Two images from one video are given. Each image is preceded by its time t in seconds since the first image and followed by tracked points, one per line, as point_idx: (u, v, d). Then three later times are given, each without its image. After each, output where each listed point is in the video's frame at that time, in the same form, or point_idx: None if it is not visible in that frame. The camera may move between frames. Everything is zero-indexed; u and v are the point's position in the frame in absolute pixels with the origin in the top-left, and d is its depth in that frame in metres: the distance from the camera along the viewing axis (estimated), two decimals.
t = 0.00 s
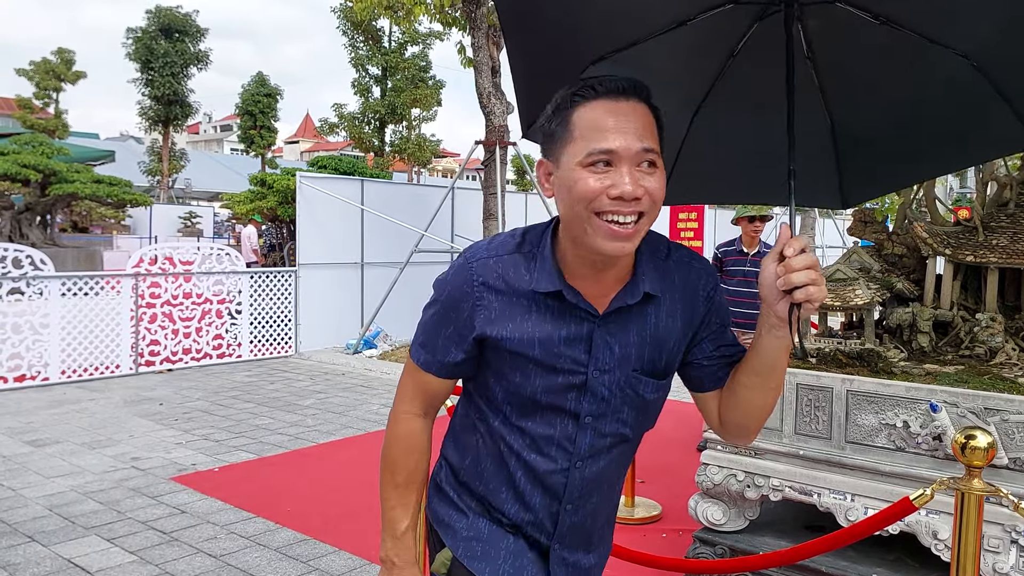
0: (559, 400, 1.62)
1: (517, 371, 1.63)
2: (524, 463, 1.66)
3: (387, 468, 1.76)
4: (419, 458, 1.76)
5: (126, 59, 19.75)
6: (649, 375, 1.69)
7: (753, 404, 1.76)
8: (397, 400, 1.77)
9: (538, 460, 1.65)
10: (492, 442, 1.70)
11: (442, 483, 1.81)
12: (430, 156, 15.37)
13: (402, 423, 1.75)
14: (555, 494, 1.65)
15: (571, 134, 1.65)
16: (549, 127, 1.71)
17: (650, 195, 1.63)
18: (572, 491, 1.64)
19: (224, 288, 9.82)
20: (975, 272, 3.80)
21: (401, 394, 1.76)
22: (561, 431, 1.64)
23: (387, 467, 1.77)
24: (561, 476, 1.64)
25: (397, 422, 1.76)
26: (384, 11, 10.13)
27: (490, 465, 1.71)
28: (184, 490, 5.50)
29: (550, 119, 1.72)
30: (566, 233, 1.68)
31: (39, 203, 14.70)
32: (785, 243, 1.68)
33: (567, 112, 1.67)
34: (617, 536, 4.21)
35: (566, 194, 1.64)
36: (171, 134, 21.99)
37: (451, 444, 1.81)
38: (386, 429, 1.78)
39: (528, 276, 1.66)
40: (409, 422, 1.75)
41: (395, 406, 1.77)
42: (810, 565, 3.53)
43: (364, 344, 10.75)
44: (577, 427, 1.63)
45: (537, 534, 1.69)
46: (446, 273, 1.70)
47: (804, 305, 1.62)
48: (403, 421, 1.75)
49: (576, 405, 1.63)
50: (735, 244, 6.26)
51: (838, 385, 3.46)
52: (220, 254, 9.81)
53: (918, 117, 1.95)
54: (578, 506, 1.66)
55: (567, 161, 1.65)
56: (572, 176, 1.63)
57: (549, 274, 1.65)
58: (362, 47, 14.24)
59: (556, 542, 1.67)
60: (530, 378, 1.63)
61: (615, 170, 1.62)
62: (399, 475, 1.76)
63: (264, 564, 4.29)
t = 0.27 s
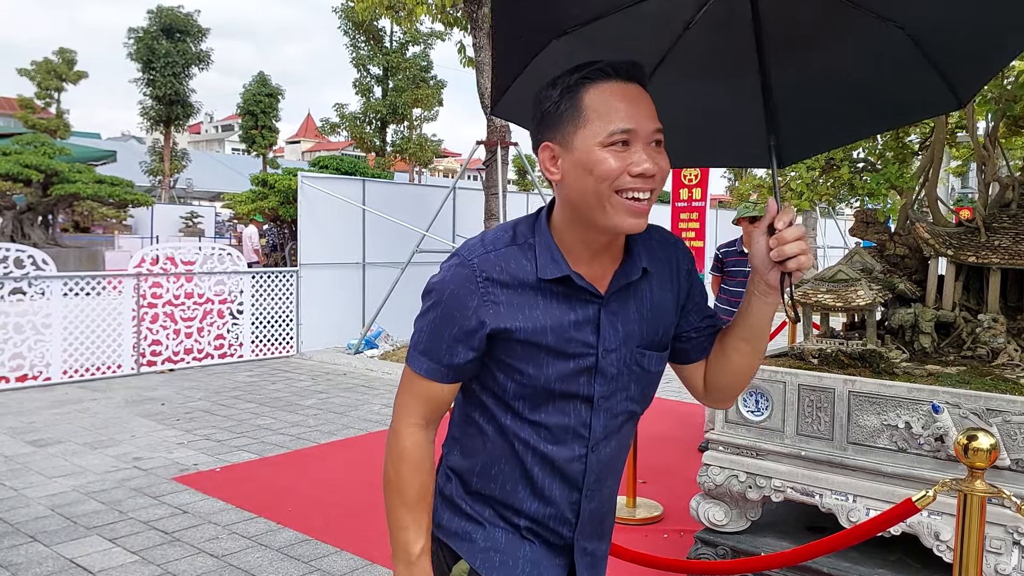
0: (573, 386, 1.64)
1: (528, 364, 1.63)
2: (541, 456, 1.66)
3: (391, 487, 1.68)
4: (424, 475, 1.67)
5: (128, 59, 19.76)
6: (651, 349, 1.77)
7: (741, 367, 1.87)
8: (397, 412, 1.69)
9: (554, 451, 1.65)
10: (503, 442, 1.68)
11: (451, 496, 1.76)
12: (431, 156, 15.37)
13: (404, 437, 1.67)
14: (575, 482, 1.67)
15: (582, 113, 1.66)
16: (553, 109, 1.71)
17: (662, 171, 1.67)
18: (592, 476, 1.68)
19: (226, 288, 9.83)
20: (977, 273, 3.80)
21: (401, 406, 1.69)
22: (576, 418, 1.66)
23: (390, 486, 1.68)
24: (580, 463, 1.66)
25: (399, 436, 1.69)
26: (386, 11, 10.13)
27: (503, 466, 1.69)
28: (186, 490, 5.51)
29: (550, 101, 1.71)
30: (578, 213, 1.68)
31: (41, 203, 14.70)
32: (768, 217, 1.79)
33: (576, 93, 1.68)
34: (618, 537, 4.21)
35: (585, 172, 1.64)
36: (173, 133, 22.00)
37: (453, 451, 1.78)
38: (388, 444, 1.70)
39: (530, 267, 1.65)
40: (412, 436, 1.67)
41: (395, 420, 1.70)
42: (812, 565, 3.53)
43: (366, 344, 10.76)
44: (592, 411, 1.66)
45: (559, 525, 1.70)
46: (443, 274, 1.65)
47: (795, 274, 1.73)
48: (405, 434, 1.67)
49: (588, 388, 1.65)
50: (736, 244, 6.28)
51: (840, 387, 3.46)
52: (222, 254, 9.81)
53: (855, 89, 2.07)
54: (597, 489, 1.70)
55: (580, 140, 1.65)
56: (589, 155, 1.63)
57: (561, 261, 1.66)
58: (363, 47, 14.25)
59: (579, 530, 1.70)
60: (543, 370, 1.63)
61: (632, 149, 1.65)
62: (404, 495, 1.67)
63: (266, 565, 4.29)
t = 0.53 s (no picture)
0: (591, 369, 1.68)
1: (551, 351, 1.63)
2: (566, 445, 1.68)
3: (427, 501, 1.58)
4: (460, 484, 1.58)
5: (129, 59, 19.77)
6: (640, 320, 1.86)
7: (704, 334, 2.00)
8: (423, 421, 1.60)
9: (579, 436, 1.68)
10: (527, 439, 1.68)
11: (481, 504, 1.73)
12: (433, 156, 15.36)
13: (434, 446, 1.58)
14: (597, 462, 1.72)
15: (590, 95, 1.69)
16: (558, 93, 1.73)
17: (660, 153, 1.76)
18: (610, 453, 1.74)
19: (227, 288, 9.82)
20: (980, 273, 3.79)
21: (427, 415, 1.60)
22: (594, 398, 1.70)
23: (427, 500, 1.59)
24: (600, 442, 1.72)
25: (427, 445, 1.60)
26: (387, 11, 10.12)
27: (529, 464, 1.69)
28: (188, 490, 5.51)
29: (554, 84, 1.74)
30: (586, 193, 1.72)
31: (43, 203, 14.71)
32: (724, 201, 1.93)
33: (582, 77, 1.71)
34: (620, 538, 4.21)
35: (595, 153, 1.68)
36: (174, 134, 22.01)
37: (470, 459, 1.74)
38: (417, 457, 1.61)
39: (542, 256, 1.66)
40: (442, 445, 1.59)
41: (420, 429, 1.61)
42: (815, 566, 3.53)
43: (368, 344, 10.77)
44: (607, 389, 1.71)
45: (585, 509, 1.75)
46: (460, 271, 1.60)
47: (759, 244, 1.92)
48: (435, 443, 1.58)
49: (602, 366, 1.70)
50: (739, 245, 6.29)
51: (843, 387, 3.45)
52: (224, 254, 9.86)
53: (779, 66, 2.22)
54: (613, 465, 1.77)
55: (588, 122, 1.69)
56: (599, 136, 1.68)
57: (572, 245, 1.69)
58: (365, 46, 14.24)
59: (603, 508, 1.76)
60: (564, 356, 1.64)
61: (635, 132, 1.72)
62: (443, 507, 1.58)
63: (267, 565, 4.29)
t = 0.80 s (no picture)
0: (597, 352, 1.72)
1: (567, 337, 1.65)
2: (581, 429, 1.71)
3: (471, 498, 1.52)
4: (504, 479, 1.54)
5: (127, 57, 19.66)
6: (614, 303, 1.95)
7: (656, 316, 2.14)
8: (460, 417, 1.55)
9: (591, 418, 1.72)
10: (547, 427, 1.68)
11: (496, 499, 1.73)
12: (432, 155, 15.28)
13: (476, 441, 1.53)
14: (603, 442, 1.77)
15: (588, 92, 1.75)
16: (553, 92, 1.77)
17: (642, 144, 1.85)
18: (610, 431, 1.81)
19: (224, 288, 9.77)
20: (989, 272, 3.74)
21: (463, 411, 1.55)
22: (598, 380, 1.75)
23: (469, 498, 1.53)
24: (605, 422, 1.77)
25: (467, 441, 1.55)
26: (387, 7, 10.04)
27: (550, 453, 1.69)
28: (186, 492, 5.45)
29: (548, 82, 1.77)
30: (583, 187, 1.78)
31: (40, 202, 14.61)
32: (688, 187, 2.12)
33: (577, 74, 1.76)
34: (622, 541, 4.16)
35: (597, 148, 1.74)
36: (171, 132, 21.90)
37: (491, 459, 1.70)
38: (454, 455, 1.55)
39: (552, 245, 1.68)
40: (485, 440, 1.53)
41: (459, 426, 1.55)
42: (821, 570, 3.48)
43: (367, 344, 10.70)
44: (607, 370, 1.77)
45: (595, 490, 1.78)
46: (488, 264, 1.57)
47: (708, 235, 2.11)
48: (477, 438, 1.53)
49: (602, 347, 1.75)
50: (742, 244, 6.26)
51: (849, 388, 3.40)
52: (221, 254, 9.69)
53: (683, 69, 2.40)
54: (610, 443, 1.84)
55: (588, 118, 1.74)
56: (599, 131, 1.74)
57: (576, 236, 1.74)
58: (364, 44, 14.17)
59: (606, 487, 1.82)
60: (577, 341, 1.67)
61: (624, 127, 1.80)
62: (487, 502, 1.52)
63: (265, 568, 4.24)
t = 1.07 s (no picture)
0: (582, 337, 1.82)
1: (564, 325, 1.73)
2: (573, 410, 1.80)
3: (503, 484, 1.58)
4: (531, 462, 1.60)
5: (130, 58, 19.70)
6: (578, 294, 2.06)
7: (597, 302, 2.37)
8: (487, 407, 1.58)
9: (579, 399, 1.81)
10: (548, 411, 1.75)
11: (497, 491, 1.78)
12: (434, 155, 15.31)
13: (506, 430, 1.58)
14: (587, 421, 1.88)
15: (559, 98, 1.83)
16: (526, 98, 1.85)
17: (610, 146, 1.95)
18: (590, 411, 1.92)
19: (227, 288, 9.79)
20: (987, 273, 3.75)
21: (489, 401, 1.58)
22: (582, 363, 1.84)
23: (502, 484, 1.58)
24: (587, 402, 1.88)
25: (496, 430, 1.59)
26: (388, 9, 10.08)
27: (550, 437, 1.76)
28: (187, 492, 5.48)
29: (522, 90, 1.85)
30: (556, 188, 1.86)
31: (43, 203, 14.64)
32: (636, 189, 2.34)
33: (551, 82, 1.84)
34: (622, 540, 4.17)
35: (568, 151, 1.83)
36: (174, 133, 21.94)
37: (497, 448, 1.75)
38: (483, 444, 1.59)
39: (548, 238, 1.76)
40: (514, 427, 1.58)
41: (487, 416, 1.58)
42: (819, 569, 3.49)
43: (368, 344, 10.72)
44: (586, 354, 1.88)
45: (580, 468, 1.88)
46: (503, 259, 1.61)
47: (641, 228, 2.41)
48: (507, 427, 1.58)
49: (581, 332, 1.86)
50: (742, 244, 6.28)
51: (848, 388, 3.42)
52: (223, 255, 9.70)
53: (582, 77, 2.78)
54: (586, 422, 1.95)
55: (561, 122, 1.82)
56: (571, 135, 1.82)
57: (561, 229, 1.85)
58: (366, 46, 14.20)
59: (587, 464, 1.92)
60: (571, 327, 1.75)
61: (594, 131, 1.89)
62: (520, 485, 1.59)
63: (266, 567, 4.26)
